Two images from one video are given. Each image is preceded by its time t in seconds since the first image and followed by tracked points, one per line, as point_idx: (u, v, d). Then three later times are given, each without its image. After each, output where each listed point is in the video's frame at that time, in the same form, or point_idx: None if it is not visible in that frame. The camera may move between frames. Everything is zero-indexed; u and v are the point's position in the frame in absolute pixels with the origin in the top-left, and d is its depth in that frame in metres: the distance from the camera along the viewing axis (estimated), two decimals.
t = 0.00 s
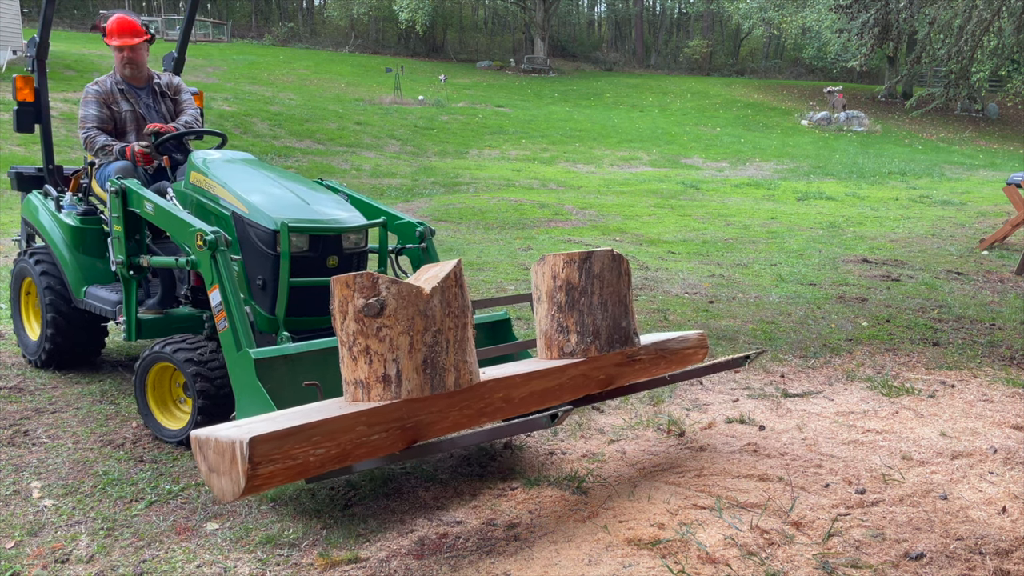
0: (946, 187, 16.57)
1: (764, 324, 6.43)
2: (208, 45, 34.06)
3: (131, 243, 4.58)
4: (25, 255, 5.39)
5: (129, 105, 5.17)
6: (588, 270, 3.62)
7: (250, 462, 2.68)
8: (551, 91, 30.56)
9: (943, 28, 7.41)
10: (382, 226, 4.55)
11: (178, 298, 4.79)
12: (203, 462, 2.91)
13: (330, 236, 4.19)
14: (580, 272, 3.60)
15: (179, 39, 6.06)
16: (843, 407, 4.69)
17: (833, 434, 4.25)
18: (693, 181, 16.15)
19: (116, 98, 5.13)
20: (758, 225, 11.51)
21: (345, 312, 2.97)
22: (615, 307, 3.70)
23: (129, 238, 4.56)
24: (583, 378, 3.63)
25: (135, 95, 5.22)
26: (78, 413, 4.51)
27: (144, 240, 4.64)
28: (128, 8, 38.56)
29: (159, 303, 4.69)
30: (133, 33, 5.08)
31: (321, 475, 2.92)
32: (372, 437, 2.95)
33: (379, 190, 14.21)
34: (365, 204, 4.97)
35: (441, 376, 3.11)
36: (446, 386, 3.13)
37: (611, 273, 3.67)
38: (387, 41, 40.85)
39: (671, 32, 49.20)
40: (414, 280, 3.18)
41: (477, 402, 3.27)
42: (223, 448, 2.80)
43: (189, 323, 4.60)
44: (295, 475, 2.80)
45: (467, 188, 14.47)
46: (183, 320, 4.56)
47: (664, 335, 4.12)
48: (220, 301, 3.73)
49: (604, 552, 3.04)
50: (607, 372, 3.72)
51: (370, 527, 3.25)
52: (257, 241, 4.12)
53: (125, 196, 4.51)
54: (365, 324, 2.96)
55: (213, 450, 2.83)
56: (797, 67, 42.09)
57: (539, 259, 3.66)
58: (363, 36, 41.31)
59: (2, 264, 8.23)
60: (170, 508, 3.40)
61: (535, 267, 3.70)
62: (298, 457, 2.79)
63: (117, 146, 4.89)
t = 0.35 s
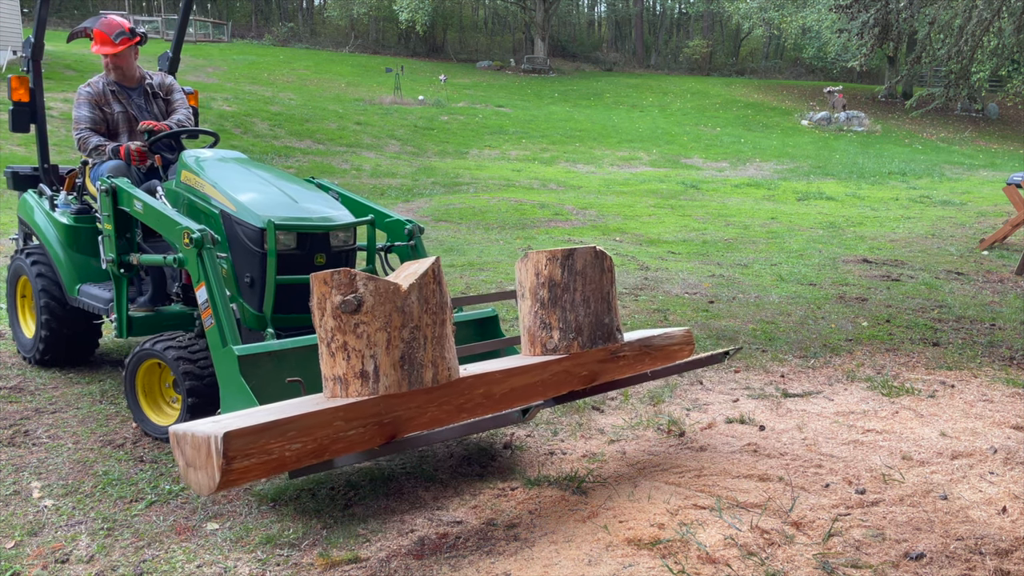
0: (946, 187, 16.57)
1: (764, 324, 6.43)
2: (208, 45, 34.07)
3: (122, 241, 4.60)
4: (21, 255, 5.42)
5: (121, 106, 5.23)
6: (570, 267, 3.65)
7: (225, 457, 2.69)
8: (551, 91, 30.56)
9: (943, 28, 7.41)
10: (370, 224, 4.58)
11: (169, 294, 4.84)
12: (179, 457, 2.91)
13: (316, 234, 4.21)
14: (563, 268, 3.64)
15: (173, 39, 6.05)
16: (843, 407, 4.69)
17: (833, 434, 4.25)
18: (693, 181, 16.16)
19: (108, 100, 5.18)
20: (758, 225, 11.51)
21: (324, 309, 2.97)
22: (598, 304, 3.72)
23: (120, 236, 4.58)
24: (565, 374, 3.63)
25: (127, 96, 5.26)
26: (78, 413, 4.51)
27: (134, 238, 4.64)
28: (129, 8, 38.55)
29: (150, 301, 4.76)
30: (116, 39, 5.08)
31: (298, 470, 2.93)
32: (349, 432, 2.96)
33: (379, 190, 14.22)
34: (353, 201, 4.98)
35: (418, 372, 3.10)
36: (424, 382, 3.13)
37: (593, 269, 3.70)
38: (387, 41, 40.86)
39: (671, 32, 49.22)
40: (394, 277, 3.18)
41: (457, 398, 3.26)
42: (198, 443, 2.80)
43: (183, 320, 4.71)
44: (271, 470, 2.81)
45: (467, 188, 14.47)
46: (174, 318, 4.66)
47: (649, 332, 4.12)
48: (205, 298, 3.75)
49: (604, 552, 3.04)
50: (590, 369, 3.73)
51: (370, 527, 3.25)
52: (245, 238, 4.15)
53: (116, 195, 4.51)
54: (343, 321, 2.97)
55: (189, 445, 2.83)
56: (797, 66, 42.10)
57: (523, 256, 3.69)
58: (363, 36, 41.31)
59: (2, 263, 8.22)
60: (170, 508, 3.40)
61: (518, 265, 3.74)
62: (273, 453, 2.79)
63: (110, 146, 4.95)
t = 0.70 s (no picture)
0: (946, 187, 16.57)
1: (764, 324, 6.43)
2: (208, 45, 34.06)
3: (112, 239, 4.67)
4: (17, 253, 5.48)
5: (114, 107, 5.26)
6: (551, 264, 3.66)
7: (197, 449, 2.70)
8: (551, 91, 30.55)
9: (943, 28, 7.41)
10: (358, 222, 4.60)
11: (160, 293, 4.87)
12: (154, 450, 2.93)
13: (303, 231, 4.23)
14: (544, 265, 3.64)
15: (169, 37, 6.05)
16: (843, 407, 4.69)
17: (833, 434, 4.24)
18: (693, 181, 16.15)
19: (101, 101, 5.21)
20: (758, 225, 11.50)
21: (299, 304, 2.99)
22: (579, 301, 3.74)
23: (109, 235, 4.65)
24: (546, 370, 3.64)
25: (120, 97, 5.29)
26: (78, 413, 4.51)
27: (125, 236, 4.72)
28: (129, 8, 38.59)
29: (140, 298, 4.74)
30: (108, 40, 5.11)
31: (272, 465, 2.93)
32: (323, 426, 2.97)
33: (379, 190, 14.21)
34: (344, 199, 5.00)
35: (393, 367, 3.12)
36: (399, 376, 3.14)
37: (575, 267, 3.71)
38: (387, 41, 40.85)
39: (671, 32, 49.20)
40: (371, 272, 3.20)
41: (433, 393, 3.27)
42: (172, 435, 2.81)
43: (171, 317, 4.74)
44: (244, 463, 2.82)
45: (467, 188, 14.47)
46: (162, 315, 4.69)
47: (633, 329, 4.13)
48: (191, 295, 3.82)
49: (604, 552, 3.04)
50: (572, 365, 3.73)
51: (370, 527, 3.24)
52: (232, 237, 4.18)
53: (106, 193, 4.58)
54: (318, 316, 2.97)
55: (163, 438, 2.85)
56: (797, 67, 42.09)
57: (505, 254, 3.69)
58: (363, 36, 41.28)
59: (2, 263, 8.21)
60: (170, 508, 3.39)
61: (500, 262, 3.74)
62: (246, 445, 2.81)
63: (101, 146, 4.99)
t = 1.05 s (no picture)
0: (946, 187, 16.57)
1: (764, 324, 6.43)
2: (208, 45, 34.07)
3: (101, 235, 4.72)
4: (12, 250, 5.53)
5: (109, 106, 5.28)
6: (529, 261, 3.66)
7: (163, 440, 2.73)
8: (551, 90, 30.56)
9: (943, 28, 7.41)
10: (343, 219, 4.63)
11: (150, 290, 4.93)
12: (125, 440, 2.95)
13: (288, 228, 4.25)
14: (522, 263, 3.65)
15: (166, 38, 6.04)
16: (843, 407, 4.69)
17: (833, 434, 4.24)
18: (693, 181, 16.16)
19: (97, 100, 5.24)
20: (758, 225, 11.51)
21: (272, 298, 2.99)
22: (557, 298, 3.74)
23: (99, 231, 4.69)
24: (524, 366, 3.65)
25: (115, 97, 5.31)
26: (78, 413, 4.51)
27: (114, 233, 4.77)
28: (129, 7, 38.62)
29: (130, 294, 4.88)
30: (105, 39, 5.13)
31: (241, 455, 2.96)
32: (293, 418, 2.99)
33: (379, 190, 14.22)
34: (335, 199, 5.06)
35: (365, 361, 3.12)
36: (371, 370, 3.14)
37: (553, 264, 3.72)
38: (387, 41, 40.87)
39: (671, 32, 49.20)
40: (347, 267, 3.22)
41: (408, 387, 3.27)
42: (140, 425, 2.83)
43: (159, 314, 4.80)
44: (211, 454, 2.84)
45: (467, 188, 14.47)
46: (152, 311, 4.74)
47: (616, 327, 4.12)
48: (174, 290, 3.85)
49: (604, 552, 3.04)
50: (550, 362, 3.75)
51: (369, 527, 3.23)
52: (217, 233, 4.21)
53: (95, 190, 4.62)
54: (290, 309, 2.98)
55: (132, 427, 2.87)
56: (796, 67, 42.10)
57: (484, 250, 3.70)
58: (363, 36, 41.29)
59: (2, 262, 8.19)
60: (169, 508, 3.39)
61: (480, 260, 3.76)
62: (214, 436, 2.83)
63: (96, 146, 5.02)
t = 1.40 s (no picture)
0: (946, 186, 16.56)
1: (764, 324, 6.43)
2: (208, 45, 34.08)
3: (90, 232, 4.73)
4: (6, 247, 5.59)
5: (104, 105, 5.32)
6: (505, 257, 3.66)
7: (127, 427, 2.71)
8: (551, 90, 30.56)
9: (943, 28, 7.42)
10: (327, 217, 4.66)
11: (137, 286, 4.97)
12: (88, 427, 2.93)
13: (271, 225, 4.28)
14: (498, 259, 3.65)
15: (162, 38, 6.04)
16: (843, 407, 4.69)
17: (833, 434, 4.24)
18: (693, 181, 16.16)
19: (92, 99, 5.28)
20: (758, 225, 11.51)
21: (240, 290, 2.98)
22: (532, 294, 3.72)
23: (88, 228, 4.71)
24: (499, 362, 3.62)
25: (111, 96, 5.35)
26: (78, 413, 4.51)
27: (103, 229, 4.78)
28: (129, 7, 38.63)
29: (119, 290, 4.91)
30: (103, 38, 5.15)
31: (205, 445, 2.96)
32: (258, 409, 2.99)
33: (379, 190, 14.22)
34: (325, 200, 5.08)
35: (332, 353, 3.11)
36: (338, 362, 3.13)
37: (529, 261, 3.71)
38: (387, 41, 40.88)
39: (671, 32, 49.21)
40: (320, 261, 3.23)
41: (378, 380, 3.25)
42: (104, 412, 2.82)
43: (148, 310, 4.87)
44: (175, 442, 2.85)
45: (467, 188, 14.47)
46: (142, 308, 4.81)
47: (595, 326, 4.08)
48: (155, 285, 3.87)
49: (604, 552, 3.04)
50: (526, 358, 3.72)
51: (369, 527, 3.23)
52: (201, 230, 4.25)
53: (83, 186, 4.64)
54: (257, 302, 2.97)
55: (95, 415, 2.85)
56: (796, 67, 42.10)
57: (461, 247, 3.71)
58: (363, 36, 41.30)
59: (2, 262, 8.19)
60: (170, 508, 3.39)
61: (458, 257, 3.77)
62: (178, 424, 2.84)
63: (90, 144, 5.06)
